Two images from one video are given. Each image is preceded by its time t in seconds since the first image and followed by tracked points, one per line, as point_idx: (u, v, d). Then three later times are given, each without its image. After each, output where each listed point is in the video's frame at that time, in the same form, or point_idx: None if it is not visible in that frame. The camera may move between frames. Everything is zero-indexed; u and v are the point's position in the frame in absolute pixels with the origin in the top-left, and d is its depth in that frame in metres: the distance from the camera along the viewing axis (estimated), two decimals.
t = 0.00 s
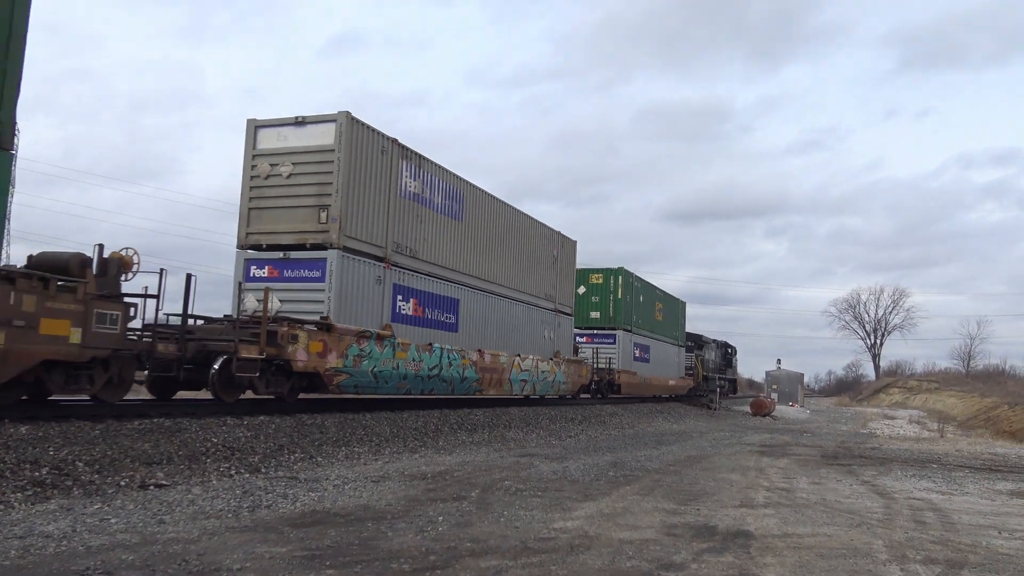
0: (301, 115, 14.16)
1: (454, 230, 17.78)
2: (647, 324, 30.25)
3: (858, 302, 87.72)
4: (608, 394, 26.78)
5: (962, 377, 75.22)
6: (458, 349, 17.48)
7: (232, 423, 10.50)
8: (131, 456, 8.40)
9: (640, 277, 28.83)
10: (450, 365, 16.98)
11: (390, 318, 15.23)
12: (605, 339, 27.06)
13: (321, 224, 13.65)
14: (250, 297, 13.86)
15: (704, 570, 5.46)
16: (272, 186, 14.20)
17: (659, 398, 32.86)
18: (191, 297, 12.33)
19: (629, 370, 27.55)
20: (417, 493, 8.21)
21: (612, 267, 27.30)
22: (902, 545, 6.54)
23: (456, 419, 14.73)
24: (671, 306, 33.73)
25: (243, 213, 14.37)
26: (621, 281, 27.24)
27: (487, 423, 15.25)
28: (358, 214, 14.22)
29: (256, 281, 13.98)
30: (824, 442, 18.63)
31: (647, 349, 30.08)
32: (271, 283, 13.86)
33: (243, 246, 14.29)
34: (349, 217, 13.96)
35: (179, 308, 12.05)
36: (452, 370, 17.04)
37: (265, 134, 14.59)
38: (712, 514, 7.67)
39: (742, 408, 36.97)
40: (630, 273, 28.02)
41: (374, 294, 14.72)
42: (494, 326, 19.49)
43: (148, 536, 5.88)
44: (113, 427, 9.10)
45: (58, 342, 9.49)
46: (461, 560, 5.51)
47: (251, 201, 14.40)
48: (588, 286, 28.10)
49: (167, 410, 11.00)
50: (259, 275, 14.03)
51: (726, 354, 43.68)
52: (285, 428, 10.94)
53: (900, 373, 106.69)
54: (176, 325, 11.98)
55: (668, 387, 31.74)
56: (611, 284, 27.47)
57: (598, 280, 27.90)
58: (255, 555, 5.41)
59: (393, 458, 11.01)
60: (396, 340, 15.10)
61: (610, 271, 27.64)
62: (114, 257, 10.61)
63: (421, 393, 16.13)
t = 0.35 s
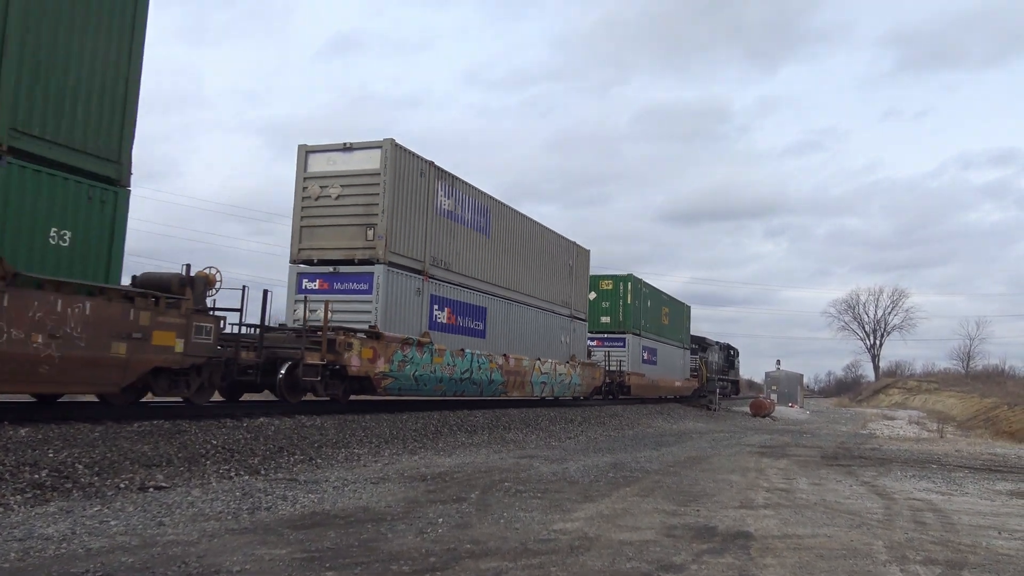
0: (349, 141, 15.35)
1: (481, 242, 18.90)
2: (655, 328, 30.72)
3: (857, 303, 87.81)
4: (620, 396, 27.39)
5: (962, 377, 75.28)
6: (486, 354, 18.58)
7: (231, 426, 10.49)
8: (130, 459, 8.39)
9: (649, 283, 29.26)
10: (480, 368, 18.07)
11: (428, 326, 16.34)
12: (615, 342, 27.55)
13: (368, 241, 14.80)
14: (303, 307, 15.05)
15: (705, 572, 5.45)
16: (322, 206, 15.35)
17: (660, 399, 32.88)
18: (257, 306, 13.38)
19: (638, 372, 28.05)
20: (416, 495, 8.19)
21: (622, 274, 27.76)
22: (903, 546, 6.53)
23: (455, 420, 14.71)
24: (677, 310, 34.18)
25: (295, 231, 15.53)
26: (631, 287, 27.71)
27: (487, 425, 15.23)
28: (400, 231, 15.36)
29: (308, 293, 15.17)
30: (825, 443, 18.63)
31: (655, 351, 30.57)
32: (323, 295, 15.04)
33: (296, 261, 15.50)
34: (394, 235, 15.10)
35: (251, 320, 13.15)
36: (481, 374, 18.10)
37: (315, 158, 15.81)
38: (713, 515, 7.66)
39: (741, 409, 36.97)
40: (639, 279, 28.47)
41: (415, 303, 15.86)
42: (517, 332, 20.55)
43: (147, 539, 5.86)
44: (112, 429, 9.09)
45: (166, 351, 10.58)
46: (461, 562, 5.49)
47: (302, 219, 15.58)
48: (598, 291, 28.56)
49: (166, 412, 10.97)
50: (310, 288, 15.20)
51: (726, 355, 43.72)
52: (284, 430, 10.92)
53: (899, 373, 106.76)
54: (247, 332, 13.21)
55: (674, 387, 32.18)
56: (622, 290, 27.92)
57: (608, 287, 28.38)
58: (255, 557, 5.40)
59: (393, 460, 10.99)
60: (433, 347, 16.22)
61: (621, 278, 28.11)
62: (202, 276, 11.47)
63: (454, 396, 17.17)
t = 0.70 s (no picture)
0: (392, 163, 16.33)
1: (511, 253, 19.80)
2: (665, 331, 30.87)
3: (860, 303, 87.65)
4: (633, 397, 27.65)
5: (965, 377, 75.10)
6: (514, 358, 19.36)
7: (233, 426, 10.50)
8: (134, 459, 8.41)
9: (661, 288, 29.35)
10: (510, 371, 18.89)
11: (462, 332, 17.18)
12: (627, 345, 27.70)
13: (411, 255, 15.79)
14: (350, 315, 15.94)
15: (708, 572, 5.44)
16: (367, 223, 16.34)
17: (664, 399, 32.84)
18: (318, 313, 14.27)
19: (649, 374, 28.19)
20: (419, 495, 8.20)
21: (635, 280, 27.87)
22: (906, 546, 6.51)
23: (458, 421, 14.71)
24: (687, 313, 34.23)
25: (342, 245, 16.61)
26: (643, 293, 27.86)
27: (489, 425, 15.22)
28: (439, 245, 16.29)
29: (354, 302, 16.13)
30: (828, 443, 18.57)
31: (665, 353, 30.70)
32: (368, 304, 15.98)
33: (343, 272, 16.55)
34: (433, 249, 16.02)
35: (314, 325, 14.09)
36: (510, 375, 18.90)
37: (359, 178, 16.79)
38: (716, 516, 7.64)
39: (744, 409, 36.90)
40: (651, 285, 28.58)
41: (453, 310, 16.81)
42: (544, 338, 21.42)
43: (151, 539, 5.88)
44: (115, 430, 9.09)
45: (252, 358, 11.54)
46: (463, 562, 5.50)
47: (348, 234, 16.64)
48: (611, 296, 28.69)
49: (169, 413, 10.99)
50: (356, 297, 16.13)
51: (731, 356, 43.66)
52: (287, 431, 10.93)
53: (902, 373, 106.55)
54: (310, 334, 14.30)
55: (683, 388, 32.26)
56: (634, 296, 28.03)
57: (621, 292, 28.49)
58: (258, 558, 5.41)
59: (396, 461, 11.00)
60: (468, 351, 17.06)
61: (634, 283, 28.24)
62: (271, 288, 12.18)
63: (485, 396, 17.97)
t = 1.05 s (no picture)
0: (428, 181, 17.05)
1: (536, 262, 20.40)
2: (674, 334, 31.03)
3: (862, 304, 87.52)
4: (643, 398, 27.79)
5: (967, 377, 74.99)
6: (537, 361, 19.87)
7: (235, 427, 10.52)
8: (135, 460, 8.43)
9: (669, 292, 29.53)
10: (535, 372, 19.52)
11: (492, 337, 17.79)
12: (637, 347, 27.81)
13: (446, 267, 16.47)
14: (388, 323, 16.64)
15: (709, 572, 5.43)
16: (405, 237, 17.04)
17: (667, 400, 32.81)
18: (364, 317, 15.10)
19: (658, 375, 28.27)
20: (421, 495, 8.22)
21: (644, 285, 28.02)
22: (908, 546, 6.50)
23: (459, 421, 14.73)
24: (693, 316, 34.33)
25: (381, 257, 17.31)
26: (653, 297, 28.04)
27: (491, 426, 15.24)
28: (472, 257, 16.97)
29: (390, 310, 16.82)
30: (829, 443, 18.55)
31: (674, 355, 30.82)
32: (407, 312, 16.67)
33: (381, 282, 17.24)
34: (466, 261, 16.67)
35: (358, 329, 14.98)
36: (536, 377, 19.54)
37: (397, 195, 17.49)
38: (717, 516, 7.64)
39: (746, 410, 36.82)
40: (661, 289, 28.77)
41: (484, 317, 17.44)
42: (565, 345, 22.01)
43: (152, 540, 5.88)
44: (116, 431, 9.10)
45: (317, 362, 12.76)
46: (465, 562, 5.50)
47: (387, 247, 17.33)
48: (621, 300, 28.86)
49: (170, 414, 11.00)
50: (394, 305, 16.85)
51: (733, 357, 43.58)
52: (288, 431, 10.95)
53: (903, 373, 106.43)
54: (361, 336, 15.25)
55: (689, 389, 32.32)
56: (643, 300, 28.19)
57: (631, 296, 28.68)
58: (259, 559, 5.42)
59: (397, 461, 11.03)
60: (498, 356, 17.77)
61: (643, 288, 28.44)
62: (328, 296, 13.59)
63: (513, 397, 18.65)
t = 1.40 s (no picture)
0: (459, 197, 17.88)
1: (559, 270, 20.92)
2: (682, 337, 31.14)
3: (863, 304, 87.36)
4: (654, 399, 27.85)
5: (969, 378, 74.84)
6: (557, 364, 20.16)
7: (236, 427, 10.53)
8: (137, 460, 8.44)
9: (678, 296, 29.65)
10: (558, 373, 19.90)
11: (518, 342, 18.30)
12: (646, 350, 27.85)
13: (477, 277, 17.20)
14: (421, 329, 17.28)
15: (711, 573, 5.44)
16: (438, 248, 17.83)
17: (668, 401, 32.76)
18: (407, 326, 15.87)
19: (667, 377, 28.30)
20: (422, 496, 8.23)
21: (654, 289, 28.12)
22: (909, 547, 6.50)
23: (461, 421, 14.74)
24: (700, 320, 34.38)
25: (415, 268, 18.07)
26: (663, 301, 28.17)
27: (492, 426, 15.25)
28: (500, 267, 17.67)
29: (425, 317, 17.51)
30: (831, 444, 18.53)
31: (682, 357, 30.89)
32: (438, 319, 17.37)
33: (416, 291, 18.00)
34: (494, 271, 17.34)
35: (401, 337, 15.74)
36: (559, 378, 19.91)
37: (430, 210, 18.33)
38: (719, 516, 7.64)
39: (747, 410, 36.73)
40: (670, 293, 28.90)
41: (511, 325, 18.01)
42: (589, 352, 22.58)
43: (153, 541, 5.88)
44: (118, 431, 9.11)
45: (370, 366, 14.01)
46: (467, 563, 5.51)
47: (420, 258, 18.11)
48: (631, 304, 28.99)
49: (171, 415, 11.01)
50: (427, 312, 17.51)
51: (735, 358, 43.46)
52: (290, 432, 10.96)
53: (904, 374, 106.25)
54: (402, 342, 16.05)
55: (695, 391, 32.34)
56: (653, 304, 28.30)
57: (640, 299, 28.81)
58: (261, 559, 5.42)
59: (398, 461, 11.04)
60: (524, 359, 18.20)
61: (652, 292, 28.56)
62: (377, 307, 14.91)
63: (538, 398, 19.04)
